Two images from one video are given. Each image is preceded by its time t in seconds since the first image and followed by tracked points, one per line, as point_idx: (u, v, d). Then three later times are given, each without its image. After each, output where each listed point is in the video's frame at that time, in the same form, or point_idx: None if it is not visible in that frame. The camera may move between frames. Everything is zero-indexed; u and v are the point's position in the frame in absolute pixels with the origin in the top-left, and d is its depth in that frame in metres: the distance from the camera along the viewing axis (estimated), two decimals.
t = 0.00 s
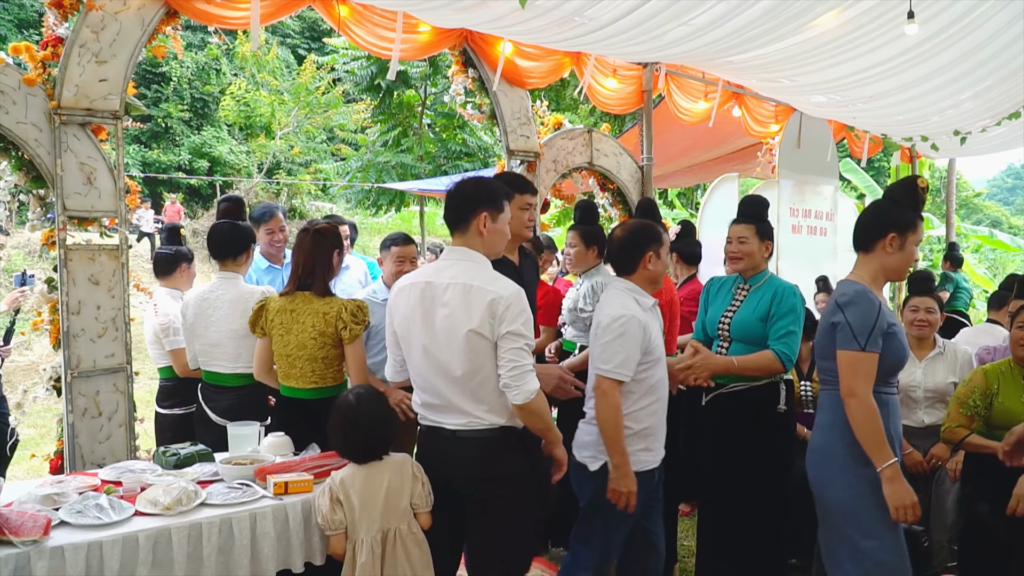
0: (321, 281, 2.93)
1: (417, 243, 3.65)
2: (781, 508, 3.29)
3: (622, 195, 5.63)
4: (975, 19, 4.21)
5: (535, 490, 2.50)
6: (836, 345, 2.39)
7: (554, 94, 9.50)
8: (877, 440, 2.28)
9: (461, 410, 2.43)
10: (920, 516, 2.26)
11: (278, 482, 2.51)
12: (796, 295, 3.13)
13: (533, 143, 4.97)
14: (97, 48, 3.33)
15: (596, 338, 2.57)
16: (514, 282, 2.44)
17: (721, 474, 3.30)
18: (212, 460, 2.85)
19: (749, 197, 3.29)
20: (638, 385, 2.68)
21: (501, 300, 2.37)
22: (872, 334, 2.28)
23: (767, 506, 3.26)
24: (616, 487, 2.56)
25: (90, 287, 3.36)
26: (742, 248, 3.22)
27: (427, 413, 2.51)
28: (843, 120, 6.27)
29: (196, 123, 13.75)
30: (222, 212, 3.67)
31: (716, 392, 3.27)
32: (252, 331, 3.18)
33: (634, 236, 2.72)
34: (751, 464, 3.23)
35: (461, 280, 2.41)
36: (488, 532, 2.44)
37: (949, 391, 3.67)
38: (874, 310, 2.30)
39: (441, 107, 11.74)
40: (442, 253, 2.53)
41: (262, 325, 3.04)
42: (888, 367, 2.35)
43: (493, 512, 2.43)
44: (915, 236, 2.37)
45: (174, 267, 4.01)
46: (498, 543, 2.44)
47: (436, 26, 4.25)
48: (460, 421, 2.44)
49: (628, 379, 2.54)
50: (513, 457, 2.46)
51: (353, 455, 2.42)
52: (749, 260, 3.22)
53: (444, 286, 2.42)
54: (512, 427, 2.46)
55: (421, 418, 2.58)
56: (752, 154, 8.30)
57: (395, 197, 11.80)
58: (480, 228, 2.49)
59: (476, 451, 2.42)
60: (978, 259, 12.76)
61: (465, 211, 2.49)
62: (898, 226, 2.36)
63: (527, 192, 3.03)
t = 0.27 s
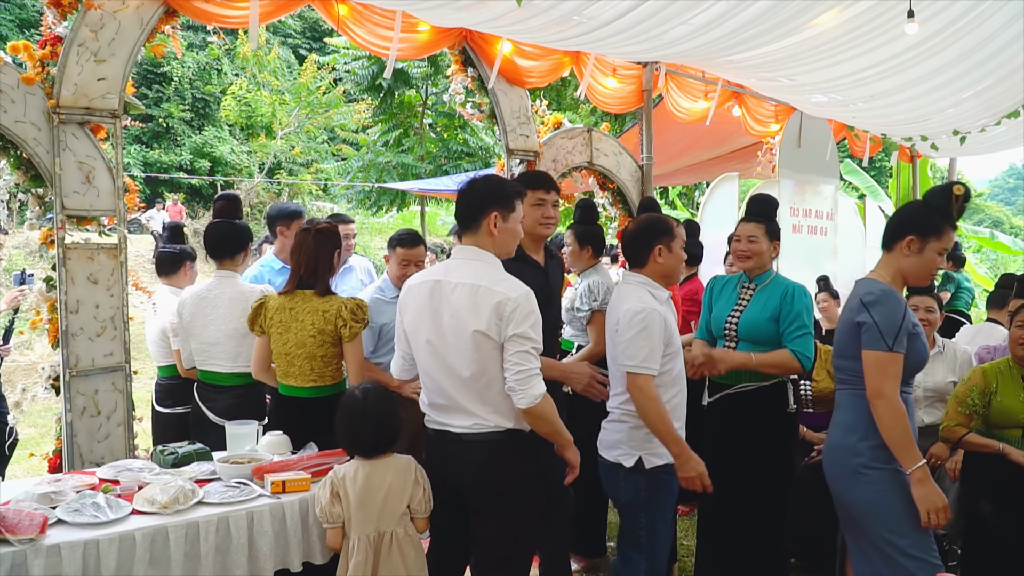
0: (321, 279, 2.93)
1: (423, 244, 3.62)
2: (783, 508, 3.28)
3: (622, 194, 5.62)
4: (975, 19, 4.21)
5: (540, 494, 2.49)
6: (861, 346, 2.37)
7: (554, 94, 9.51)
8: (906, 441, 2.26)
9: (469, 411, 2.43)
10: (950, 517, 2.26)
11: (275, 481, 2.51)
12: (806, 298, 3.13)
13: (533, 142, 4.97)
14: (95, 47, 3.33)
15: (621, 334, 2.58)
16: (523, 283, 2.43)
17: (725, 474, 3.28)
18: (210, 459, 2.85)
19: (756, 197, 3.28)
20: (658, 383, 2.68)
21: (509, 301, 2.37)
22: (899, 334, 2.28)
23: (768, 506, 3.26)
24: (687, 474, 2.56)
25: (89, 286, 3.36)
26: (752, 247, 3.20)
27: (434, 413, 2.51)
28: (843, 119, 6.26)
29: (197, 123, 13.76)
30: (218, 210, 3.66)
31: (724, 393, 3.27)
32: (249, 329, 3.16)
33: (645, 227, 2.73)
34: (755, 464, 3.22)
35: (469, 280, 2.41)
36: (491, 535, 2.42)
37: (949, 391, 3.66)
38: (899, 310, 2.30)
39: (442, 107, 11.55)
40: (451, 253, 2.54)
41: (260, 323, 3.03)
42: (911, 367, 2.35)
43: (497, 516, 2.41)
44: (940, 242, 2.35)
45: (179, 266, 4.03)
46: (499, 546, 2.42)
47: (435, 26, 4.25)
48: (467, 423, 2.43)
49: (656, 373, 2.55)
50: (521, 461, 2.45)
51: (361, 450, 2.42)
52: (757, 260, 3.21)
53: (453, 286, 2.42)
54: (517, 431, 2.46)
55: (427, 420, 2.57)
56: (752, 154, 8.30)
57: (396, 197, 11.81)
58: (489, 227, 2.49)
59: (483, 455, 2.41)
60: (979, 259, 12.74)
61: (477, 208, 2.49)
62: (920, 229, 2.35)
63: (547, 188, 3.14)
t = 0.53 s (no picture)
0: (321, 279, 2.93)
1: (434, 245, 3.60)
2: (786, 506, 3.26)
3: (622, 194, 5.62)
4: (975, 18, 4.20)
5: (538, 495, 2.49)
6: (897, 360, 2.25)
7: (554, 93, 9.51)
8: (935, 464, 2.16)
9: (468, 409, 2.42)
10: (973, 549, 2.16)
11: (273, 480, 2.52)
12: (808, 294, 3.13)
13: (532, 142, 4.96)
14: (94, 47, 3.33)
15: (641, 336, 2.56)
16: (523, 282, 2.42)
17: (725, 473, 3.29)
18: (208, 459, 2.85)
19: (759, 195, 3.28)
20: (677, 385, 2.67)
21: (508, 299, 2.36)
22: (937, 352, 2.15)
23: (769, 505, 3.25)
24: (690, 481, 2.60)
25: (87, 285, 3.36)
26: (756, 246, 3.19)
27: (433, 412, 2.51)
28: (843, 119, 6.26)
29: (198, 123, 13.77)
30: (211, 210, 3.61)
31: (726, 393, 3.25)
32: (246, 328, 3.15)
33: (661, 227, 2.72)
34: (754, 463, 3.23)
35: (469, 278, 2.41)
36: (487, 535, 2.42)
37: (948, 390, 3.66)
38: (941, 326, 2.16)
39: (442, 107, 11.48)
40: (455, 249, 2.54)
41: (258, 322, 3.02)
42: (951, 386, 2.22)
43: (495, 517, 2.41)
44: (989, 253, 2.21)
45: (184, 266, 4.05)
46: (496, 547, 2.42)
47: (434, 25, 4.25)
48: (466, 422, 2.43)
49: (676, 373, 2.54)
50: (520, 461, 2.45)
51: (365, 448, 2.42)
52: (759, 258, 3.20)
53: (454, 283, 2.42)
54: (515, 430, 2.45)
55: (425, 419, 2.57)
56: (752, 154, 8.30)
57: (397, 197, 11.81)
58: (490, 226, 2.49)
59: (480, 454, 2.41)
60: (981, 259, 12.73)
61: (478, 207, 2.50)
62: (968, 240, 2.22)
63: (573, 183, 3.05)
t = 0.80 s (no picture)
0: (320, 278, 2.93)
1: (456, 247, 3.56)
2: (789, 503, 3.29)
3: (621, 194, 5.62)
4: (974, 17, 4.20)
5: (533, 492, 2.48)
6: (973, 364, 1.97)
7: (554, 93, 9.51)
8: (1006, 482, 1.88)
9: (449, 400, 2.42)
10: None
11: (270, 479, 2.52)
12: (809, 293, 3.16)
13: (531, 142, 4.96)
14: (92, 47, 3.33)
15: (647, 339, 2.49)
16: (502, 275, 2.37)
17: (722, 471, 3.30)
18: (206, 458, 2.85)
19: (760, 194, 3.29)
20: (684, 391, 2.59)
21: (478, 291, 2.32)
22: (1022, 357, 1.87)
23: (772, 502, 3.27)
24: (683, 494, 2.49)
25: (85, 285, 3.36)
26: (758, 245, 3.19)
27: (423, 407, 2.51)
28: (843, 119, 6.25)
29: (198, 124, 13.78)
30: (205, 210, 3.56)
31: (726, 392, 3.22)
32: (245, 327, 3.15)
33: (681, 230, 2.65)
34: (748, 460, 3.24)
35: (448, 273, 2.41)
36: (482, 533, 2.42)
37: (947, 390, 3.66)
38: None
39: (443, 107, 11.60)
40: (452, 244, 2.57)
41: (256, 321, 3.02)
42: None
43: (486, 514, 2.41)
44: None
45: (181, 266, 4.05)
46: (489, 544, 2.42)
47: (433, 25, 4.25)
48: (453, 417, 2.42)
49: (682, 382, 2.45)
50: (510, 459, 2.43)
51: (368, 445, 2.42)
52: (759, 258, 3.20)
53: (439, 276, 2.43)
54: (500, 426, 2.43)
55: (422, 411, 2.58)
56: (752, 154, 8.30)
57: (397, 197, 11.82)
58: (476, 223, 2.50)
59: (469, 451, 2.40)
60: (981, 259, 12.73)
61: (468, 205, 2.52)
62: None
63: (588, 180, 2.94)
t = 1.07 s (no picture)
0: (319, 277, 2.93)
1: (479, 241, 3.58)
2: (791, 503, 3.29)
3: (620, 194, 5.61)
4: (973, 17, 4.20)
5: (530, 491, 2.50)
6: None
7: (554, 93, 9.51)
8: None
9: (444, 397, 2.44)
10: None
11: (267, 479, 2.51)
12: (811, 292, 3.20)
13: (530, 141, 4.96)
14: (90, 46, 3.33)
15: (661, 342, 2.42)
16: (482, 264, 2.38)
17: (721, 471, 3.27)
18: (203, 457, 2.85)
19: (761, 193, 3.26)
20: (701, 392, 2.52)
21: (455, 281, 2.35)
22: None
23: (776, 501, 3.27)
24: (692, 507, 2.41)
25: (84, 284, 3.36)
26: (765, 245, 3.19)
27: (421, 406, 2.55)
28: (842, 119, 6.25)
29: (198, 124, 13.78)
30: (203, 209, 3.44)
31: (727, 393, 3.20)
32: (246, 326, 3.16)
33: (705, 229, 2.58)
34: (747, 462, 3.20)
35: (435, 269, 2.48)
36: (476, 532, 2.43)
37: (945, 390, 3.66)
38: None
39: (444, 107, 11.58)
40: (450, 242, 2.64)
41: (256, 320, 3.03)
42: None
43: (480, 514, 2.43)
44: None
45: (174, 264, 4.05)
46: (488, 543, 2.43)
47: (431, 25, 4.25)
48: (444, 412, 2.45)
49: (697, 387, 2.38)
50: (501, 457, 2.46)
51: (366, 444, 2.42)
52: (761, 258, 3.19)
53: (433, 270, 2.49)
54: (489, 422, 2.44)
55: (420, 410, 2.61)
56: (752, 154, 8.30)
57: (398, 197, 11.83)
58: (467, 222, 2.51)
59: (459, 450, 2.42)
60: (981, 259, 12.71)
61: (462, 203, 2.53)
62: None
63: (597, 181, 2.92)
